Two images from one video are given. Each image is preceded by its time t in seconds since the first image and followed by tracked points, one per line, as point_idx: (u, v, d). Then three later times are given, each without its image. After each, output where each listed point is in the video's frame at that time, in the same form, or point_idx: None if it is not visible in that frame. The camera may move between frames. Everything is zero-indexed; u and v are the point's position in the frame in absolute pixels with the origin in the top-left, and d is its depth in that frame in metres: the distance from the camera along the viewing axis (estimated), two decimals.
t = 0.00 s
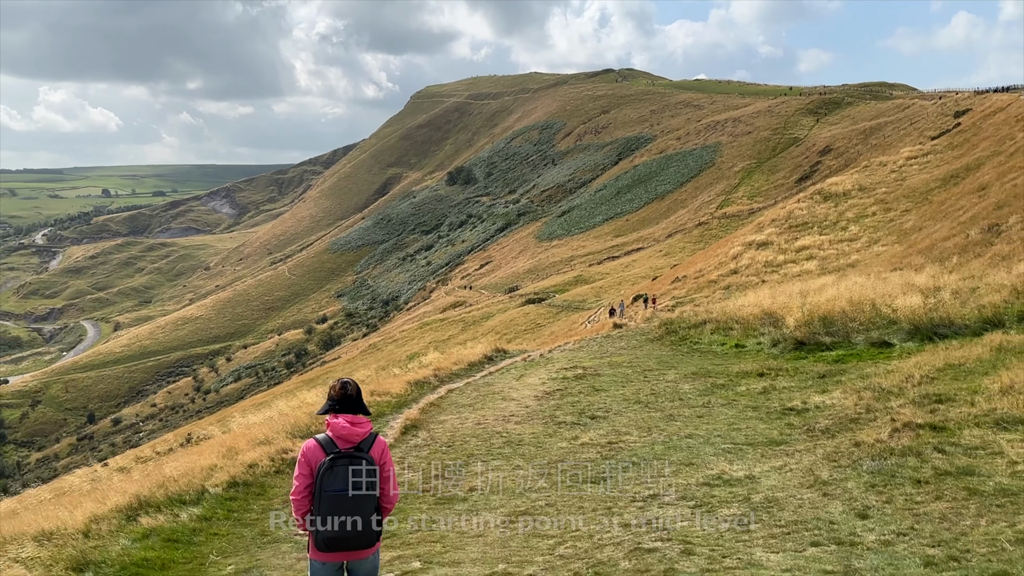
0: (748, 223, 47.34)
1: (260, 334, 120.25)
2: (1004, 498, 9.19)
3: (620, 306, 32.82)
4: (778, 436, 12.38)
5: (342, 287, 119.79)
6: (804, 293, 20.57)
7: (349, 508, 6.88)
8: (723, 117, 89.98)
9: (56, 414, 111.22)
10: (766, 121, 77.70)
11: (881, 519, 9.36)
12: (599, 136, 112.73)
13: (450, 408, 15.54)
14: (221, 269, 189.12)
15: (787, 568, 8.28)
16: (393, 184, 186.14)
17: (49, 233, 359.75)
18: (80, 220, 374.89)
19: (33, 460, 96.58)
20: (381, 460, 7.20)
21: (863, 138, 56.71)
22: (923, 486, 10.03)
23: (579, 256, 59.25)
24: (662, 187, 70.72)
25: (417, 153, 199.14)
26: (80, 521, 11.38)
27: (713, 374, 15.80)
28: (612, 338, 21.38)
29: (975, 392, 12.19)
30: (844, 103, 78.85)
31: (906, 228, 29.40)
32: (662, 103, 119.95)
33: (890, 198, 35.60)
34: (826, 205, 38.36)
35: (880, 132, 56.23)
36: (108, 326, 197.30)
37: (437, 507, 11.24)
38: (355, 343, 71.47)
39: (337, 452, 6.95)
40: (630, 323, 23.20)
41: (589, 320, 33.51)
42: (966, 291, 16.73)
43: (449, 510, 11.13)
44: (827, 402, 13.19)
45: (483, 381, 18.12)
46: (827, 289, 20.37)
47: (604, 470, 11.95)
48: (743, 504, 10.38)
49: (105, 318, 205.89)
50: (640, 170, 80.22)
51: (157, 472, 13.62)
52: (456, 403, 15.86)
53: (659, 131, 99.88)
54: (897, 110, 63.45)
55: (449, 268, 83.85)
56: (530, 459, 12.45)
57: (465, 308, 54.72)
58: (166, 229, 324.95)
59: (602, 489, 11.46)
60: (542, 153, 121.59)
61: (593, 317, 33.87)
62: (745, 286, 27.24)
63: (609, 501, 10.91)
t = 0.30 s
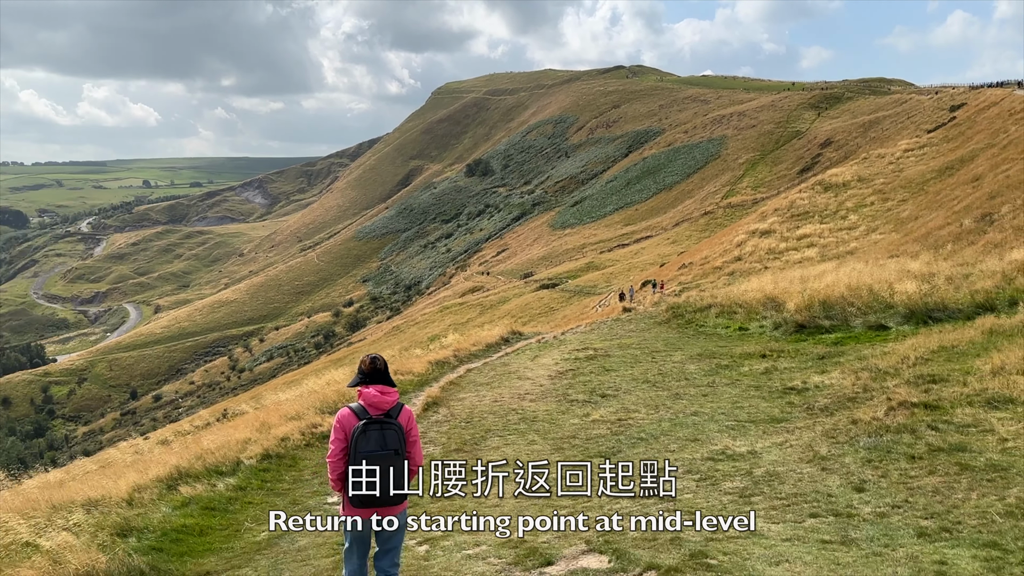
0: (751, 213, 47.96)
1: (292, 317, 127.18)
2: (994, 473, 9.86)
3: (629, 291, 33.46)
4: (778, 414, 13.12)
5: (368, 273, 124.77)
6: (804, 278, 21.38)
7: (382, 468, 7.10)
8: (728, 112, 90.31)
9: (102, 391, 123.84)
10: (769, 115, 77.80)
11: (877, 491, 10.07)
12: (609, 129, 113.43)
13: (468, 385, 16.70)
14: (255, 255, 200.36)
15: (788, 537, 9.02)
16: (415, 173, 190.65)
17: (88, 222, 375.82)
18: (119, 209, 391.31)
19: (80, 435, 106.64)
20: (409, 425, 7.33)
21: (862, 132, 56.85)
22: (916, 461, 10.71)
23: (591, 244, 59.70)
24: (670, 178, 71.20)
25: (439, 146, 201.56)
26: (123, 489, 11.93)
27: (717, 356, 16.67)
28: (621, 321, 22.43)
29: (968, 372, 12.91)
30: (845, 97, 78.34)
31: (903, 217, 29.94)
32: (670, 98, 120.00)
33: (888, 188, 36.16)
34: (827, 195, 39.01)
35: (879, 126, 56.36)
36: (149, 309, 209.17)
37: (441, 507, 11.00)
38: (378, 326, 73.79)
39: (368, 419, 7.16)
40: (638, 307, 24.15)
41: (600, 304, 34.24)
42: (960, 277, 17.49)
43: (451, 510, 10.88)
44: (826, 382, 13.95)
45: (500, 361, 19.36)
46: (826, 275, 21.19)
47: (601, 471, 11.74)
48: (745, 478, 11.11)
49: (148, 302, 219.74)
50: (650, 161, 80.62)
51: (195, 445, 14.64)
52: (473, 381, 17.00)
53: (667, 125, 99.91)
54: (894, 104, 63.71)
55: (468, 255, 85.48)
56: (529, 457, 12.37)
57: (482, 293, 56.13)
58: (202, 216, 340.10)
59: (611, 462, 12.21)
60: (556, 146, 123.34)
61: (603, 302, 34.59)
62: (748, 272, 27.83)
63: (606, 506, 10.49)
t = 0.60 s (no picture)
0: (760, 203, 49.30)
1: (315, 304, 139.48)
2: (996, 452, 10.18)
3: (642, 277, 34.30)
4: (786, 395, 13.58)
5: (386, 262, 137.08)
6: (812, 266, 22.18)
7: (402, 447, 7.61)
8: (741, 102, 97.50)
9: (133, 370, 137.84)
10: (780, 106, 84.98)
11: (881, 470, 10.37)
12: (623, 121, 127.23)
13: (484, 367, 18.04)
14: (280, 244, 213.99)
15: (795, 513, 9.32)
16: (431, 165, 206.21)
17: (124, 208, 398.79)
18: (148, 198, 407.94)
19: (115, 414, 117.80)
20: (423, 406, 7.88)
21: (869, 123, 61.01)
22: (920, 441, 11.02)
23: (603, 232, 65.73)
24: (683, 167, 79.18)
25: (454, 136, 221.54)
26: (157, 463, 13.17)
27: (728, 340, 17.50)
28: (635, 307, 23.67)
29: (970, 356, 13.28)
30: (851, 90, 86.72)
31: (908, 206, 30.45)
32: (679, 92, 134.04)
33: (894, 177, 36.82)
34: (834, 184, 39.82)
35: (884, 117, 60.39)
36: (177, 296, 218.89)
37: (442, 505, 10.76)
38: (394, 312, 77.72)
39: (384, 402, 7.63)
40: (650, 294, 26.05)
41: (614, 289, 35.62)
42: (963, 264, 18.04)
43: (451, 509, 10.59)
44: (832, 364, 14.47)
45: (517, 344, 20.73)
46: (834, 262, 22.02)
47: (602, 470, 11.41)
48: (754, 457, 11.42)
49: (179, 288, 231.45)
50: (663, 151, 88.90)
51: (226, 424, 15.72)
52: (490, 364, 18.38)
53: (681, 115, 113.26)
54: (899, 97, 67.35)
55: (485, 242, 94.42)
56: (529, 455, 12.18)
57: (500, 279, 59.53)
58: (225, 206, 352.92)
59: (624, 443, 12.59)
60: (569, 139, 139.83)
61: (616, 287, 35.92)
62: (758, 259, 28.95)
63: (606, 506, 10.08)
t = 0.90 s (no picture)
0: (772, 194, 49.72)
1: (337, 290, 143.68)
2: (1003, 438, 10.50)
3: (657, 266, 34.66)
4: (797, 380, 14.02)
5: (407, 250, 139.75)
6: (822, 255, 22.63)
7: (423, 418, 7.97)
8: (754, 94, 98.19)
9: (165, 354, 145.30)
10: (791, 99, 85.55)
11: (890, 453, 10.72)
12: (638, 115, 129.16)
13: (500, 353, 18.98)
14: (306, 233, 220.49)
15: (806, 495, 9.69)
16: (453, 156, 211.29)
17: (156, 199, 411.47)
18: (183, 189, 420.74)
19: (148, 396, 121.76)
20: (446, 379, 8.17)
21: (880, 115, 61.17)
22: (929, 426, 11.33)
23: (619, 222, 67.11)
24: (695, 159, 79.65)
25: (475, 129, 224.70)
26: (188, 443, 13.78)
27: (740, 327, 18.08)
28: (648, 295, 24.55)
29: (978, 344, 13.58)
30: (862, 83, 86.65)
31: (918, 197, 30.61)
32: (694, 85, 135.52)
33: (904, 169, 36.94)
34: (845, 175, 40.02)
35: (895, 110, 60.43)
36: (208, 282, 225.68)
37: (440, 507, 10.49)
38: (414, 299, 79.93)
39: (407, 376, 7.98)
40: (663, 282, 26.68)
41: (629, 277, 36.39)
42: (972, 254, 18.31)
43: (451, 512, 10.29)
44: (842, 351, 14.89)
45: (532, 332, 21.70)
46: (843, 251, 22.44)
47: (602, 470, 11.18)
48: (765, 440, 11.79)
49: (209, 275, 239.21)
50: (676, 143, 89.89)
51: (253, 406, 16.70)
52: (506, 349, 19.36)
53: (693, 108, 114.21)
54: (911, 90, 67.33)
55: (502, 232, 97.36)
56: (531, 457, 12.00)
57: (517, 268, 61.06)
58: (255, 197, 364.03)
59: (638, 425, 13.11)
60: (586, 131, 141.40)
61: (631, 276, 36.66)
62: (769, 249, 29.42)
63: (605, 507, 9.84)
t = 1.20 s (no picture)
0: (784, 187, 49.83)
1: (359, 279, 145.03)
2: (1013, 426, 10.73)
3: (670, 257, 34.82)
4: (809, 369, 14.38)
5: (427, 240, 140.93)
6: (834, 247, 22.92)
7: (456, 405, 8.55)
8: (768, 89, 97.73)
9: (194, 341, 147.00)
10: (803, 93, 85.29)
11: (899, 441, 11.01)
12: (653, 108, 129.24)
13: (517, 342, 19.74)
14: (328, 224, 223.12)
15: (816, 481, 10.02)
16: (471, 149, 212.47)
17: (185, 191, 417.96)
18: (210, 181, 426.21)
19: (177, 380, 124.19)
20: (478, 371, 8.76)
21: (891, 109, 60.92)
22: (938, 415, 11.60)
23: (634, 214, 67.49)
24: (708, 152, 79.73)
25: (494, 123, 225.34)
26: (217, 426, 14.35)
27: (752, 317, 18.55)
28: (663, 286, 25.03)
29: (987, 334, 13.81)
30: (875, 78, 86.18)
31: (929, 190, 30.73)
32: (709, 79, 134.83)
33: (915, 163, 36.95)
34: (856, 168, 40.09)
35: (907, 104, 60.21)
36: (234, 271, 228.47)
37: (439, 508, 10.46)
38: (434, 289, 80.97)
39: (442, 367, 8.58)
40: (676, 273, 27.09)
41: (643, 268, 36.84)
42: (982, 246, 18.48)
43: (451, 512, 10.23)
44: (853, 341, 15.22)
45: (547, 322, 22.44)
46: (854, 243, 22.70)
47: (602, 470, 11.16)
48: (777, 427, 12.11)
49: (235, 264, 242.10)
50: (690, 136, 89.93)
51: (280, 391, 17.41)
52: (522, 339, 20.13)
53: (707, 102, 114.01)
54: (922, 85, 67.10)
55: (519, 224, 98.21)
56: (531, 457, 11.98)
57: (534, 259, 61.70)
58: (280, 188, 368.94)
59: (652, 412, 13.52)
60: (602, 125, 141.57)
61: (645, 267, 37.07)
62: (781, 240, 29.70)
63: (606, 506, 9.77)
